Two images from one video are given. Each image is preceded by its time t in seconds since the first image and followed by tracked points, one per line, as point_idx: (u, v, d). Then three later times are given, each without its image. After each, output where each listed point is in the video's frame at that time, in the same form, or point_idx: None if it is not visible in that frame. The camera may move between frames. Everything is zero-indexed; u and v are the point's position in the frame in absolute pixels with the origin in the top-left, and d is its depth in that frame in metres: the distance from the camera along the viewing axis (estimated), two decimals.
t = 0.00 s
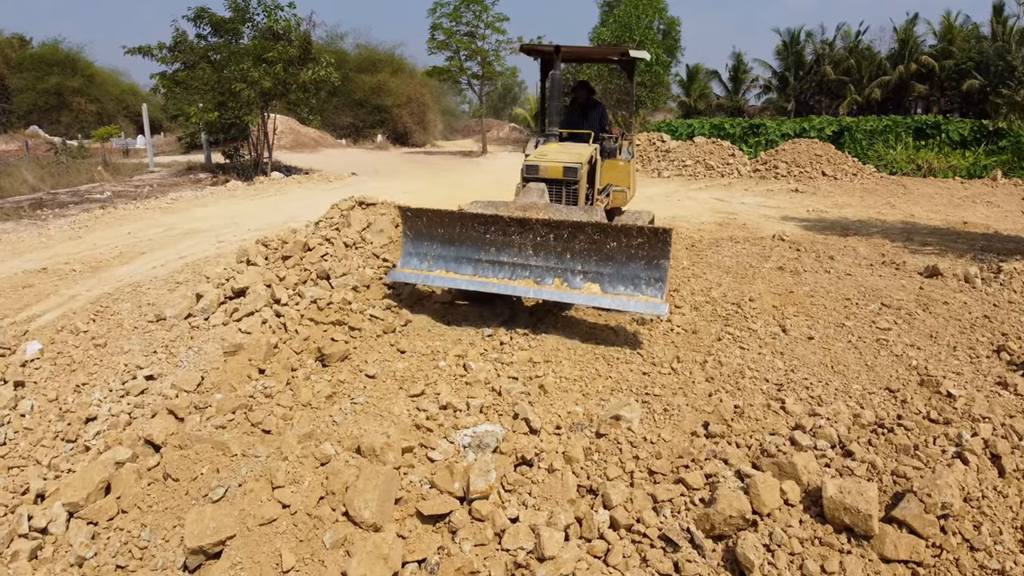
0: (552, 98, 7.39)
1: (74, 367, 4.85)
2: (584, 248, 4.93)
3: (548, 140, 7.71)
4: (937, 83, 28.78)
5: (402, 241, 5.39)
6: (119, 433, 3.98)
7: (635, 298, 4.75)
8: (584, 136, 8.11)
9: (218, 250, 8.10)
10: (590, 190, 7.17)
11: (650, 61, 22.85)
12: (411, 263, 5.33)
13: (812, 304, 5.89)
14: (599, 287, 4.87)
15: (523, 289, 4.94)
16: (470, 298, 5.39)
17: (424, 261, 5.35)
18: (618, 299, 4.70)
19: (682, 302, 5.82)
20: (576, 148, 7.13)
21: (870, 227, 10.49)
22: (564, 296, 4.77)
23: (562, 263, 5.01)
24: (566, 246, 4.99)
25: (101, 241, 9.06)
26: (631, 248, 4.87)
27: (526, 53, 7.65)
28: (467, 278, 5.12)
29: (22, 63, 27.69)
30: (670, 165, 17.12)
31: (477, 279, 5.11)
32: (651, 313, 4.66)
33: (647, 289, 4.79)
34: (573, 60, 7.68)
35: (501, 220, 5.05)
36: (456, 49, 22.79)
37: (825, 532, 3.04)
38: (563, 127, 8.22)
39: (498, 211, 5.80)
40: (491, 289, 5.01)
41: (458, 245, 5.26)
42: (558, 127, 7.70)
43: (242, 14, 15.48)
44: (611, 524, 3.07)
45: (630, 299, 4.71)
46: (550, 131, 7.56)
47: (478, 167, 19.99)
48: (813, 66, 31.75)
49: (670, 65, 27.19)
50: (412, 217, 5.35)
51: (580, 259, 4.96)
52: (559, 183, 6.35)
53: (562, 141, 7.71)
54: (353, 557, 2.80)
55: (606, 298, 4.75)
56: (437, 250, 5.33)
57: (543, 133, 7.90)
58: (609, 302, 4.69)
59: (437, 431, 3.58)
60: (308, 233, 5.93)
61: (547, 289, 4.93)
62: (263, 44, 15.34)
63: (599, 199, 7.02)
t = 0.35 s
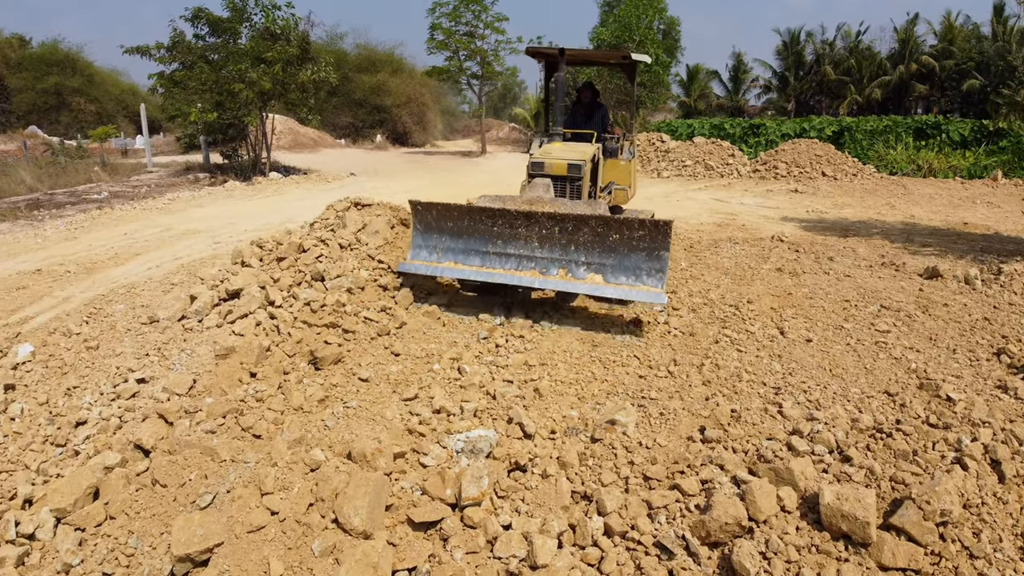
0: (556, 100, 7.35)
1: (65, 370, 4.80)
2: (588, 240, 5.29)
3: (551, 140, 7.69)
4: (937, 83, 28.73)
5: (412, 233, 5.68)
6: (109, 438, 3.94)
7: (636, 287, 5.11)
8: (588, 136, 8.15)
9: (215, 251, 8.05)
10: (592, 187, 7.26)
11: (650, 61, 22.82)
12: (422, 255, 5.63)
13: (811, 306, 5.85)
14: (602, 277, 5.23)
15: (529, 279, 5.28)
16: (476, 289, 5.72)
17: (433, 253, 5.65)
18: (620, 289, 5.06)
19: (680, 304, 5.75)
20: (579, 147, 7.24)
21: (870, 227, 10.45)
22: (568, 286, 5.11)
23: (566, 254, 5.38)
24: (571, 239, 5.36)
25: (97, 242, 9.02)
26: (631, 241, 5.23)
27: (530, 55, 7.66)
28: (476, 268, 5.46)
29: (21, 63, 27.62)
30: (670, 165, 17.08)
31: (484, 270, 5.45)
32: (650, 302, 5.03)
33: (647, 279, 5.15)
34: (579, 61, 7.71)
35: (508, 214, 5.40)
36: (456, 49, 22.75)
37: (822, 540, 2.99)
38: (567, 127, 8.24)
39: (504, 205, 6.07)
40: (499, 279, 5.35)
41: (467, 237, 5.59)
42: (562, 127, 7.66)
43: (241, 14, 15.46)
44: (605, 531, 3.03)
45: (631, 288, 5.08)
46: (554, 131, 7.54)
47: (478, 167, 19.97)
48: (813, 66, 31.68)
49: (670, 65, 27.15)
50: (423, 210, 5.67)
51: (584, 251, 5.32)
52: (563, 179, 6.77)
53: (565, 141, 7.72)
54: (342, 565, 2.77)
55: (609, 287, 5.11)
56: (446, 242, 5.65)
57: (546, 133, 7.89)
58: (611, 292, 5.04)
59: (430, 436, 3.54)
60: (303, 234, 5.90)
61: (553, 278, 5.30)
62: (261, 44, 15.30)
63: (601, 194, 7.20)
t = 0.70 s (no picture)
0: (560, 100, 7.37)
1: (59, 371, 4.78)
2: (593, 233, 5.48)
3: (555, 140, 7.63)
4: (937, 83, 28.66)
5: (423, 226, 5.84)
6: (101, 439, 3.90)
7: (639, 278, 5.33)
8: (590, 137, 8.16)
9: (211, 251, 8.02)
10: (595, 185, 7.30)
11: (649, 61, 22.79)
12: (432, 247, 5.80)
13: (810, 306, 5.82)
14: (606, 268, 5.44)
15: (537, 271, 5.47)
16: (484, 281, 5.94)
17: (443, 245, 5.82)
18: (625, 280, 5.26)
19: (677, 304, 5.71)
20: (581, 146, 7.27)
21: (869, 227, 10.42)
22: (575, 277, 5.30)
23: (572, 246, 5.57)
24: (577, 231, 5.55)
25: (94, 242, 9.00)
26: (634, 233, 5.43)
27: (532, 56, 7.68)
28: (485, 260, 5.64)
29: (21, 63, 27.58)
30: (669, 165, 17.05)
31: (493, 262, 5.63)
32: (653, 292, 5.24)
33: (649, 270, 5.36)
34: (581, 63, 7.77)
35: (516, 208, 5.58)
36: (455, 49, 22.70)
37: (819, 543, 2.96)
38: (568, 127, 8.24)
39: (512, 199, 6.26)
40: (508, 270, 5.53)
41: (476, 231, 5.77)
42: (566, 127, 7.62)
43: (238, 13, 15.42)
44: (600, 534, 2.99)
45: (634, 279, 5.29)
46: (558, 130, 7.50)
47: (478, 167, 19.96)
48: (813, 65, 31.64)
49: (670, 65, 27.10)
50: (433, 204, 5.83)
51: (589, 243, 5.51)
52: (567, 176, 6.89)
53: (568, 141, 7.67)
54: (333, 569, 2.74)
55: (614, 278, 5.32)
56: (455, 235, 5.83)
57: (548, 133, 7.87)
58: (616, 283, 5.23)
59: (424, 438, 3.51)
60: (299, 234, 5.87)
61: (559, 270, 5.50)
62: (259, 44, 15.26)
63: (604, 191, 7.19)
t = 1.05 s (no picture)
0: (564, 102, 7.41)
1: (53, 372, 4.75)
2: (596, 226, 5.76)
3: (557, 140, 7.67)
4: (937, 83, 28.61)
5: (432, 221, 6.15)
6: (93, 441, 3.88)
7: (640, 269, 5.60)
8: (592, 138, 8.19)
9: (208, 252, 7.99)
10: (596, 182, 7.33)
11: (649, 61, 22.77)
12: (441, 242, 6.10)
13: (807, 307, 5.79)
14: (608, 260, 5.71)
15: (541, 263, 5.77)
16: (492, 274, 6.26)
17: (451, 240, 6.12)
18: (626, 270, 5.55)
19: (674, 305, 5.68)
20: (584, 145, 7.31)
21: (869, 227, 10.39)
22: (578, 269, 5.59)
23: (575, 239, 5.86)
24: (580, 225, 5.83)
25: (90, 242, 8.97)
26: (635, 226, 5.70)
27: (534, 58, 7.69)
28: (491, 253, 5.94)
29: (20, 63, 27.56)
30: (668, 165, 17.03)
31: (499, 255, 5.93)
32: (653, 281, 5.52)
33: (650, 260, 5.63)
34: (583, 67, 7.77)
35: (522, 203, 5.87)
36: (455, 49, 22.68)
37: (817, 547, 2.92)
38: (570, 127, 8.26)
39: (518, 194, 6.45)
40: (513, 263, 5.83)
41: (482, 225, 6.07)
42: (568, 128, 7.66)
43: (237, 13, 15.39)
44: (596, 536, 2.96)
45: (635, 270, 5.55)
46: (561, 130, 7.54)
47: (478, 167, 19.96)
48: (813, 66, 31.61)
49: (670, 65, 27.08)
50: (441, 201, 6.13)
51: (591, 236, 5.79)
52: (571, 173, 6.94)
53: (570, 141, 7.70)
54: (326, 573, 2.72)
55: (615, 269, 5.60)
56: (463, 230, 6.13)
57: (550, 134, 7.90)
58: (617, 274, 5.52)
59: (419, 440, 3.48)
60: (296, 234, 5.85)
61: (562, 262, 5.78)
62: (257, 44, 15.23)
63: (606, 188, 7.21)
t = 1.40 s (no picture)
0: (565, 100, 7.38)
1: (44, 372, 4.71)
2: (597, 218, 5.92)
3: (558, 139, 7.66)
4: (937, 83, 28.53)
5: (439, 215, 6.33)
6: (82, 442, 3.83)
7: (640, 257, 5.73)
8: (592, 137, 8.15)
9: (204, 251, 7.93)
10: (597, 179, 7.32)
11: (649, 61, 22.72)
12: (448, 235, 6.28)
13: (805, 306, 5.75)
14: (609, 250, 5.85)
15: (545, 254, 5.92)
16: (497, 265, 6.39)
17: (458, 233, 6.30)
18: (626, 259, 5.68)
19: (670, 305, 5.63)
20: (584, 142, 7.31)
21: (868, 227, 10.33)
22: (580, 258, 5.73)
23: (577, 231, 6.01)
24: (582, 217, 5.99)
25: (85, 242, 8.91)
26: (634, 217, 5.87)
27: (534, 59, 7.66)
28: (496, 245, 6.09)
29: (19, 63, 27.48)
30: (667, 164, 16.99)
31: (504, 246, 6.08)
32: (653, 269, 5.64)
33: (649, 249, 5.77)
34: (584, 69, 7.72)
35: (526, 196, 6.05)
36: (454, 48, 22.63)
37: (813, 550, 2.88)
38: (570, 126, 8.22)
39: (522, 187, 6.55)
40: (518, 253, 5.98)
41: (487, 218, 6.24)
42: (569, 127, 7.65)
43: (235, 12, 15.34)
44: (589, 539, 2.92)
45: (635, 257, 5.69)
46: (561, 129, 7.53)
47: (477, 166, 19.91)
48: (813, 66, 31.54)
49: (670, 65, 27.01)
50: (447, 195, 6.32)
51: (592, 227, 5.95)
52: (573, 169, 6.95)
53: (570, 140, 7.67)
54: None
55: (615, 257, 5.74)
56: (469, 223, 6.30)
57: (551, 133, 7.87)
58: (617, 261, 5.66)
59: (411, 441, 3.44)
60: (290, 233, 5.80)
61: (565, 252, 5.93)
62: (256, 43, 15.18)
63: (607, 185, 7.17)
